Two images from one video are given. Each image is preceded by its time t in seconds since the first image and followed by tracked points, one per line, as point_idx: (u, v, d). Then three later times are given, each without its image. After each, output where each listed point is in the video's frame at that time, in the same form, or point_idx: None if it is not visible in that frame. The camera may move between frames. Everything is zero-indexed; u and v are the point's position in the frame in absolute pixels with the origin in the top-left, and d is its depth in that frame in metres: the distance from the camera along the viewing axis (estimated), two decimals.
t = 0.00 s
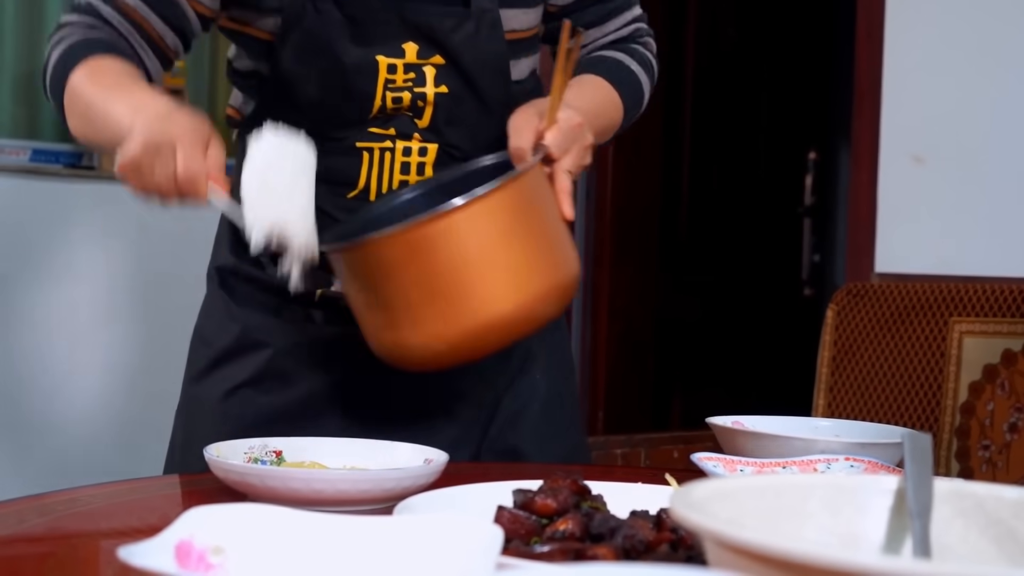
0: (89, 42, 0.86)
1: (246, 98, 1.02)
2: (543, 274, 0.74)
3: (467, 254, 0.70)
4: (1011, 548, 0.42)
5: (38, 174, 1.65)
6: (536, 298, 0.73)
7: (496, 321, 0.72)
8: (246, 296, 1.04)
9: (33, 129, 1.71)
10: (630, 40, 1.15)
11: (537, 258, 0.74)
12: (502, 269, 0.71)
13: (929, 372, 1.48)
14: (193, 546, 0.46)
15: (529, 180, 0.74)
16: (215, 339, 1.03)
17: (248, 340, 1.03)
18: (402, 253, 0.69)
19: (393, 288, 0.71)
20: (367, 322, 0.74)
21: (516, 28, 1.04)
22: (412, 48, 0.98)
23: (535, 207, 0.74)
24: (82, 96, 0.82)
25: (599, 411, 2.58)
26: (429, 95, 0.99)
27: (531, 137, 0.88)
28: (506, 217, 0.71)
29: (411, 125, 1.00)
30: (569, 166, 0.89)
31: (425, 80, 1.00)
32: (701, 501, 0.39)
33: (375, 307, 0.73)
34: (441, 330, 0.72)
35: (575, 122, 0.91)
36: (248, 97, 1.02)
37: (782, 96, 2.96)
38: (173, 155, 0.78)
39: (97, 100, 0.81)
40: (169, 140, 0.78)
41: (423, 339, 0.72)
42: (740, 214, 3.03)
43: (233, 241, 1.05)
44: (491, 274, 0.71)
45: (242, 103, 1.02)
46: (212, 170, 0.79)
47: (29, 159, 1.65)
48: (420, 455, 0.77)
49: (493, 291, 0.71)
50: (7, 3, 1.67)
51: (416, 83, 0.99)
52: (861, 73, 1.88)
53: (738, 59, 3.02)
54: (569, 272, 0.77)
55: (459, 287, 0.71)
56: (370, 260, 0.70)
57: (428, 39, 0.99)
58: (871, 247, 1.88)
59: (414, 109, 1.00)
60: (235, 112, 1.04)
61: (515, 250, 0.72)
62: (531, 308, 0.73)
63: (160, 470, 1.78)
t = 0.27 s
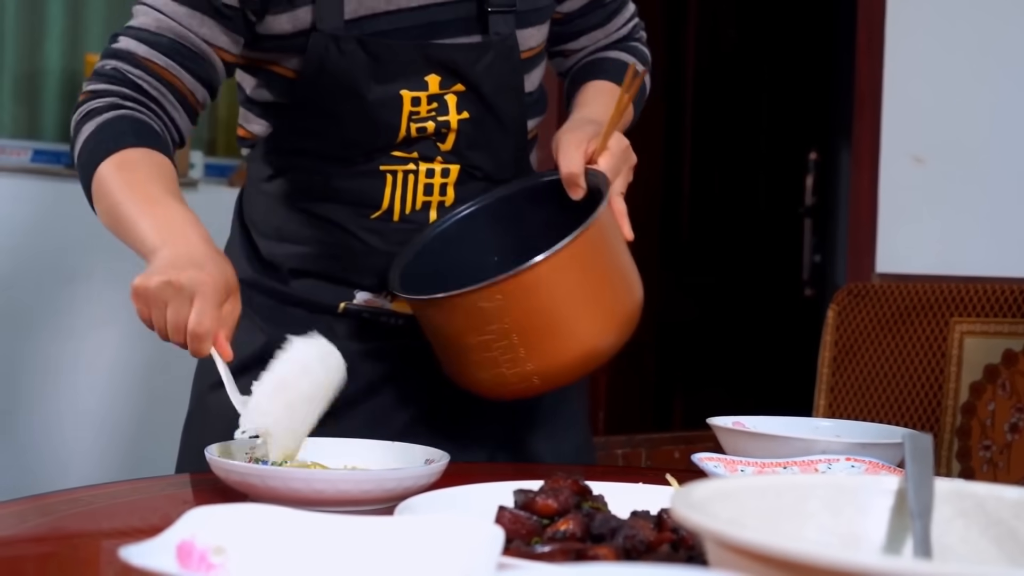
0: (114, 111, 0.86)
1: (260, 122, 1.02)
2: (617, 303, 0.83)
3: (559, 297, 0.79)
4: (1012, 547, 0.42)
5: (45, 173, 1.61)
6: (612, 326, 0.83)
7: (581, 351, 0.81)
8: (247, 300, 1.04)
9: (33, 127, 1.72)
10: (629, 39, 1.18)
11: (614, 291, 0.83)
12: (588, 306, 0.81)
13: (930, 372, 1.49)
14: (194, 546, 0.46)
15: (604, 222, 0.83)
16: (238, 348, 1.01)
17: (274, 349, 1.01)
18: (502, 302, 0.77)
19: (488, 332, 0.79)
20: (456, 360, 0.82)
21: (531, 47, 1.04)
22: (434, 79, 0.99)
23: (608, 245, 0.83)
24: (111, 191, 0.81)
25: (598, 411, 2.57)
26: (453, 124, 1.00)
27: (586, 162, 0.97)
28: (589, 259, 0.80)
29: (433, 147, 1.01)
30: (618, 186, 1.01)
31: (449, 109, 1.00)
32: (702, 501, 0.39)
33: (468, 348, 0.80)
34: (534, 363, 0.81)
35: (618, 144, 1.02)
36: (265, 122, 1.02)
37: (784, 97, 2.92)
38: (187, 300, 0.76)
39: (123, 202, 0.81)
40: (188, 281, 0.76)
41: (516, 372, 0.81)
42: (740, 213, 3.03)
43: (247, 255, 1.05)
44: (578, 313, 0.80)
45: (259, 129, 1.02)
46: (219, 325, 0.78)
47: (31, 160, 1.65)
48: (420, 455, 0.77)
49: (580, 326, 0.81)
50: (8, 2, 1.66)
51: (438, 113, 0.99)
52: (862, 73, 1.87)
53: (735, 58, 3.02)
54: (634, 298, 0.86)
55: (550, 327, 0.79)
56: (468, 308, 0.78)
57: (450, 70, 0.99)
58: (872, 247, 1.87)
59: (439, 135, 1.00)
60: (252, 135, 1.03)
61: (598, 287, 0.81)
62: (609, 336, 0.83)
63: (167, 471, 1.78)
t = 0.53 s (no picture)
0: (135, 83, 0.85)
1: (269, 113, 1.01)
2: (616, 310, 0.84)
3: (560, 298, 0.79)
4: (1012, 548, 0.42)
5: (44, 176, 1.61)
6: (609, 332, 0.84)
7: (577, 353, 0.82)
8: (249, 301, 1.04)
9: (33, 130, 1.72)
10: (636, 53, 1.18)
11: (613, 297, 0.84)
12: (588, 310, 0.81)
13: (930, 371, 1.48)
14: (194, 547, 0.45)
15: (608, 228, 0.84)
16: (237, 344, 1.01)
17: (272, 347, 1.01)
18: (505, 298, 0.78)
19: (487, 328, 0.79)
20: (452, 355, 0.83)
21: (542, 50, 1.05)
22: (442, 74, 0.99)
23: (610, 252, 0.84)
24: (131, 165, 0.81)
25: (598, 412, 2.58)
26: (458, 120, 1.00)
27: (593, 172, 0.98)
28: (592, 263, 0.81)
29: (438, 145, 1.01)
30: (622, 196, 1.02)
31: (454, 106, 1.00)
32: (701, 501, 0.39)
33: (465, 343, 0.81)
34: (531, 362, 0.81)
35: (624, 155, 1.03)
36: (274, 111, 1.01)
37: (784, 100, 2.91)
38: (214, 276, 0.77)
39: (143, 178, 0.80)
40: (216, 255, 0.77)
41: (511, 370, 0.81)
42: (740, 214, 3.03)
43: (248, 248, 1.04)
44: (577, 314, 0.81)
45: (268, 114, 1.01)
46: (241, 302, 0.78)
47: (30, 162, 1.65)
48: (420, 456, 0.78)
49: (578, 328, 0.81)
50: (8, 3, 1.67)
51: (444, 109, 1.00)
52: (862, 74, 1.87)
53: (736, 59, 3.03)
54: (631, 308, 0.87)
55: (548, 327, 0.80)
56: (470, 302, 0.78)
57: (457, 65, 0.99)
58: (871, 248, 1.87)
59: (442, 132, 1.00)
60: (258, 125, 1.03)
61: (598, 291, 0.82)
62: (604, 342, 0.84)
63: (166, 472, 1.78)
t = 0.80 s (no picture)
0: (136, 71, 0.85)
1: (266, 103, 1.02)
2: (590, 294, 0.83)
3: (529, 272, 0.79)
4: (1012, 548, 0.42)
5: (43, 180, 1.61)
6: (582, 316, 0.83)
7: (547, 334, 0.81)
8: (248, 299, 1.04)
9: (33, 131, 1.72)
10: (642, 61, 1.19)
11: (586, 279, 0.83)
12: (558, 288, 0.80)
13: (930, 371, 1.48)
14: (194, 549, 0.45)
15: (585, 208, 0.83)
16: (228, 338, 1.01)
17: (265, 342, 1.00)
18: (473, 269, 0.77)
19: (456, 302, 0.79)
20: (422, 334, 0.82)
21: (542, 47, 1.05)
22: (438, 63, 0.99)
23: (586, 233, 0.83)
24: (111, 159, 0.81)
25: (599, 414, 2.57)
26: (453, 111, 1.00)
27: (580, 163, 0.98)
28: (564, 239, 0.80)
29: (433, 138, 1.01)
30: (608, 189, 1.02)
31: (450, 96, 1.00)
32: (701, 502, 0.39)
33: (433, 319, 0.80)
34: (499, 340, 0.80)
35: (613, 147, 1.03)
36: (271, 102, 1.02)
37: (784, 99, 2.92)
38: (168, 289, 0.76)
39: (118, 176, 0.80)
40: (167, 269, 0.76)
41: (479, 350, 0.80)
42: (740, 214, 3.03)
43: (244, 242, 1.04)
44: (546, 291, 0.80)
45: (263, 103, 1.02)
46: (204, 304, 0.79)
47: (30, 163, 1.61)
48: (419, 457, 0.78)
49: (547, 306, 0.80)
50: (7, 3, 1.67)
51: (439, 99, 1.00)
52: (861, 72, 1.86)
53: (736, 60, 3.02)
54: (608, 297, 0.86)
55: (518, 303, 0.79)
56: (439, 275, 0.78)
57: (453, 55, 0.99)
58: (872, 248, 1.85)
59: (437, 124, 1.01)
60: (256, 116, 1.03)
61: (569, 269, 0.81)
62: (577, 326, 0.82)
63: (162, 474, 1.79)
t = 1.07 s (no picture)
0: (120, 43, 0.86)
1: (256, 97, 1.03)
2: (570, 292, 0.82)
3: (502, 270, 0.78)
4: (1012, 549, 0.42)
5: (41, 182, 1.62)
6: (562, 314, 0.82)
7: (525, 332, 0.80)
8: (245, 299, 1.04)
9: (33, 132, 1.72)
10: (640, 61, 1.19)
11: (565, 277, 0.82)
12: (534, 285, 0.80)
13: (930, 372, 1.48)
14: (194, 549, 0.45)
15: (563, 204, 0.83)
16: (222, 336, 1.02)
17: (251, 340, 1.03)
18: (446, 268, 0.77)
19: (429, 302, 0.79)
20: (401, 335, 0.82)
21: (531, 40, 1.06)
22: (426, 55, 1.00)
23: (565, 231, 0.82)
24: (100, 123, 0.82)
25: (601, 415, 2.57)
26: (442, 103, 1.01)
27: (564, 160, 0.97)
28: (539, 236, 0.80)
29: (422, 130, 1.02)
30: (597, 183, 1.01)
31: (439, 88, 1.01)
32: (702, 503, 0.39)
33: (410, 318, 0.80)
34: (475, 339, 0.79)
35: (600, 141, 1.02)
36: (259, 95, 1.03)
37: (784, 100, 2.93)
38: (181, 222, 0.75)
39: (111, 136, 0.80)
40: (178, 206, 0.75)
41: (456, 349, 0.80)
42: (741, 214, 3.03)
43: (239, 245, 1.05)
44: (522, 288, 0.79)
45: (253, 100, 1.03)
46: (225, 230, 0.77)
47: (31, 164, 1.69)
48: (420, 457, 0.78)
49: (524, 304, 0.80)
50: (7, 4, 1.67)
51: (428, 91, 1.01)
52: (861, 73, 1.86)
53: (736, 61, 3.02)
54: (590, 297, 0.85)
55: (493, 301, 0.79)
56: (411, 273, 0.78)
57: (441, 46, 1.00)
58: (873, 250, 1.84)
59: (426, 116, 1.01)
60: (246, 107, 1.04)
61: (546, 267, 0.80)
62: (557, 324, 0.81)
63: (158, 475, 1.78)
